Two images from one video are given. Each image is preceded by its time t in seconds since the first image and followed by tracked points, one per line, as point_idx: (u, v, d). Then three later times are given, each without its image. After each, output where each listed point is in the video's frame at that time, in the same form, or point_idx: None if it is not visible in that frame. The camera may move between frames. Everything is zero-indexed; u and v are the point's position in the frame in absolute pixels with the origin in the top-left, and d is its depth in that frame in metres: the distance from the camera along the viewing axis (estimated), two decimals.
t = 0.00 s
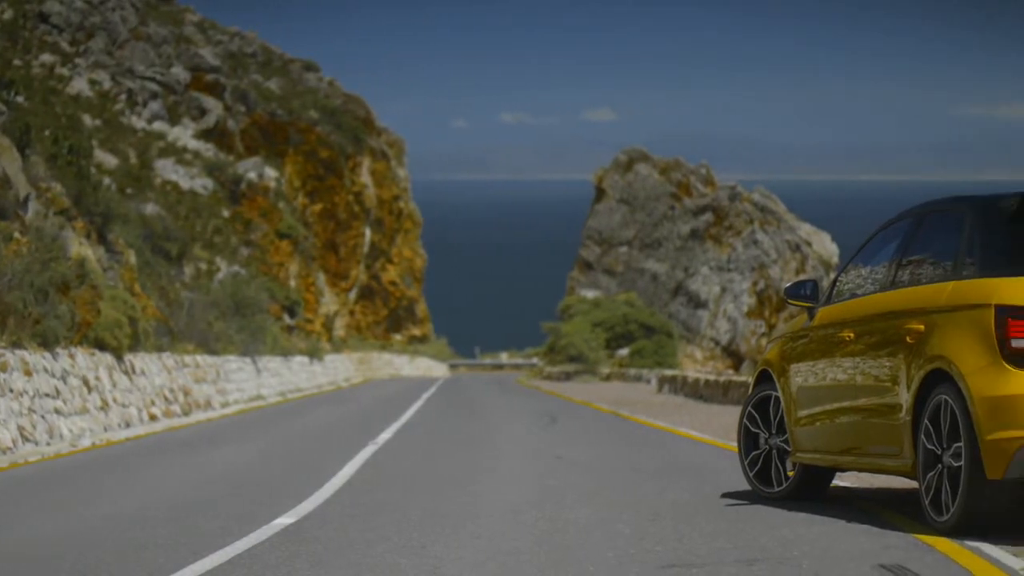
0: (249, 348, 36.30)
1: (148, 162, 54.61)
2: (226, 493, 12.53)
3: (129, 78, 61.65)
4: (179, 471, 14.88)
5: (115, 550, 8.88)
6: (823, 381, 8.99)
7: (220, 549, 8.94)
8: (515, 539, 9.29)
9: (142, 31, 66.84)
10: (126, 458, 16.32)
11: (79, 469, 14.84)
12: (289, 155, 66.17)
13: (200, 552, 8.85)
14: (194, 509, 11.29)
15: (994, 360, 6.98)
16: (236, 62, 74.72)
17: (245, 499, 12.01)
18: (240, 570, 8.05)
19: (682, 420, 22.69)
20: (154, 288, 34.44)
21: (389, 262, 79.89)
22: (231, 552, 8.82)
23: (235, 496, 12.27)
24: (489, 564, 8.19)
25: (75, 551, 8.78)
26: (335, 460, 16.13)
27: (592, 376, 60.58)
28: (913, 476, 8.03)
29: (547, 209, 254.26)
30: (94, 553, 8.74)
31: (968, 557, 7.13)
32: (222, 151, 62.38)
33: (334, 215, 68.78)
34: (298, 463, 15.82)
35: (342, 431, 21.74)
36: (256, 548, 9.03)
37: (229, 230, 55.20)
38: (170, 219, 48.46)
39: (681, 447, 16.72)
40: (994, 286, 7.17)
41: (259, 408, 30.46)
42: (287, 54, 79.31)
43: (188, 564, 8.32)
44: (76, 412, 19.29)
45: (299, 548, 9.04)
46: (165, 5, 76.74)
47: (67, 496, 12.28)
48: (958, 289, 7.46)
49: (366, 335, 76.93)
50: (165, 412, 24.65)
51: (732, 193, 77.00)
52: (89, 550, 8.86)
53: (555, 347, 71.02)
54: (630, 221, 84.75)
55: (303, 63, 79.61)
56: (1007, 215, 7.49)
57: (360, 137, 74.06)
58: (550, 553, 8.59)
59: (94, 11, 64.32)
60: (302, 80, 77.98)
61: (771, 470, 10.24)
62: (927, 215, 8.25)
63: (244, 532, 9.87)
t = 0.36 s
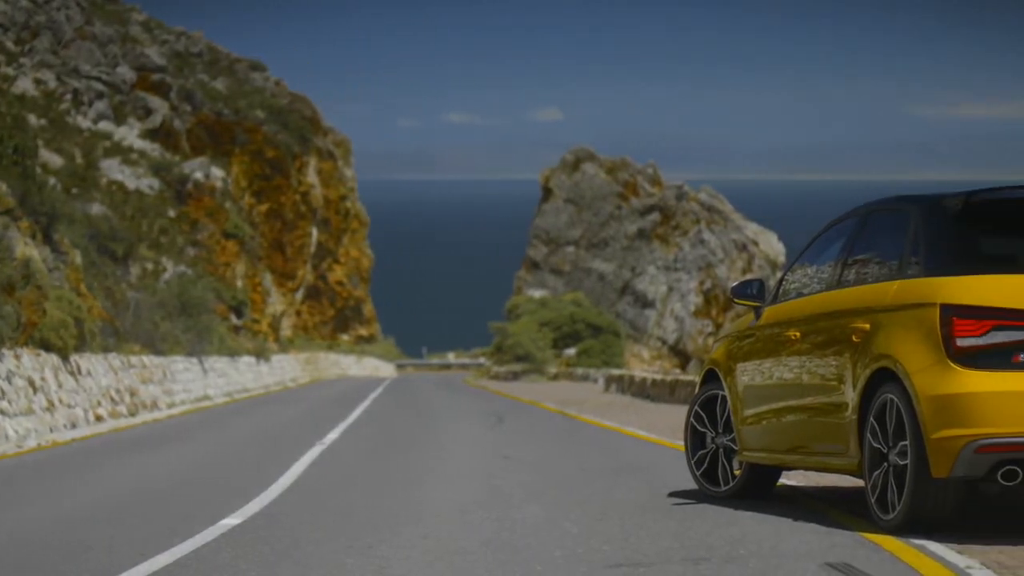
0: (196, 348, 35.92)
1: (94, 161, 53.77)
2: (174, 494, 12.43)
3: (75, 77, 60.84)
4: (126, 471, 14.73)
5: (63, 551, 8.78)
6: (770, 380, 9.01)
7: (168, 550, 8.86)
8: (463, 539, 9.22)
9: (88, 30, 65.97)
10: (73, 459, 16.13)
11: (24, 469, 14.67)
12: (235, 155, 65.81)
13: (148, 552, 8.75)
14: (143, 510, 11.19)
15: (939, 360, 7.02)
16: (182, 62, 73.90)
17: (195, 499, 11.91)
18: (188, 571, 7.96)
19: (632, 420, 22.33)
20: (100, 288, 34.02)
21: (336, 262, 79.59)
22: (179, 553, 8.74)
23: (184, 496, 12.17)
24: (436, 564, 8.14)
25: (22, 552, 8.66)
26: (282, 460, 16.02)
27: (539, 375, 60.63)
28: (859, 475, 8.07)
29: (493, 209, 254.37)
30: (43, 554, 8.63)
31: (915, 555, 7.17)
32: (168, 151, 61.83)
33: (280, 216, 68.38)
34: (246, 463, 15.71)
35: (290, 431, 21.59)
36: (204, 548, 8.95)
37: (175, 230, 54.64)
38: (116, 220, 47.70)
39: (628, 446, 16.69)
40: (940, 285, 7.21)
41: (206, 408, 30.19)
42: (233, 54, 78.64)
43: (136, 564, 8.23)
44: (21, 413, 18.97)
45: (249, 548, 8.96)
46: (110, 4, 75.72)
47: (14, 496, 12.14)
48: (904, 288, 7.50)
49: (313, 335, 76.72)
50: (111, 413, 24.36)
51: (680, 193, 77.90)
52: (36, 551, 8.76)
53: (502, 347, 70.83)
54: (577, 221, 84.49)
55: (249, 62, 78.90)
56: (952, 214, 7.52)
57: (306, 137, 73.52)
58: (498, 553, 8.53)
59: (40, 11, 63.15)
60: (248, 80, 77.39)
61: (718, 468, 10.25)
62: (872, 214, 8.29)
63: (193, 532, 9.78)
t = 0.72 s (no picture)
0: (143, 349, 35.54)
1: (39, 162, 53.08)
2: (121, 494, 12.32)
3: (19, 76, 60.66)
4: (72, 471, 14.58)
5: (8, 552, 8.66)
6: (715, 379, 9.04)
7: (114, 551, 8.75)
8: (410, 539, 9.17)
9: (32, 30, 65.27)
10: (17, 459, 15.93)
11: None
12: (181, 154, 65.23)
13: (94, 553, 8.64)
14: (91, 510, 11.09)
15: (885, 359, 7.06)
16: (128, 61, 73.11)
17: (142, 500, 11.81)
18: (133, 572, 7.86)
19: (579, 419, 22.40)
20: (44, 288, 33.57)
21: (283, 263, 79.23)
22: (124, 553, 8.65)
23: (131, 497, 12.07)
24: (384, 565, 8.08)
25: None
26: (229, 460, 15.90)
27: (486, 375, 60.74)
28: (805, 474, 8.10)
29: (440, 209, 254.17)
30: None
31: (861, 553, 7.20)
32: (113, 151, 61.24)
33: (227, 215, 67.89)
34: (193, 463, 15.60)
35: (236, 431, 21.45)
36: (150, 549, 8.84)
37: (121, 231, 54.10)
38: (62, 220, 47.10)
39: (574, 446, 16.66)
40: (885, 285, 7.24)
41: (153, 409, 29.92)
42: (179, 54, 77.96)
43: (83, 565, 8.12)
44: None
45: (197, 548, 8.86)
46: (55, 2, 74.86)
47: None
48: (849, 287, 7.53)
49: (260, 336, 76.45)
50: (56, 413, 24.03)
51: (625, 193, 78.52)
52: None
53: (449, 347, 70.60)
54: (524, 220, 84.47)
55: (196, 61, 78.27)
56: (896, 213, 7.55)
57: (252, 137, 72.93)
58: (446, 553, 8.48)
59: None
60: (194, 79, 76.77)
61: (665, 468, 10.25)
62: (817, 214, 8.33)
63: (142, 532, 9.69)
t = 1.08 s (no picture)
0: (88, 349, 35.08)
1: None
2: (65, 494, 12.17)
3: None
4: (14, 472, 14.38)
5: None
6: (660, 379, 9.04)
7: (56, 551, 8.61)
8: (356, 539, 9.08)
9: None
10: None
11: None
12: (126, 154, 64.49)
13: (37, 554, 8.50)
14: (35, 510, 10.94)
15: (829, 357, 7.08)
16: (71, 60, 72.15)
17: (86, 500, 11.67)
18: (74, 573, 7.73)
19: (525, 419, 22.36)
20: None
21: (228, 262, 78.88)
22: (68, 553, 8.51)
23: (75, 497, 11.93)
24: (331, 564, 7.99)
25: None
26: (173, 460, 15.73)
27: (432, 374, 60.63)
28: (750, 472, 8.11)
29: (384, 209, 253.49)
30: None
31: (806, 552, 7.22)
32: (57, 151, 60.50)
33: (172, 215, 67.43)
34: (138, 463, 15.43)
35: (181, 431, 21.26)
36: (94, 550, 8.71)
37: (65, 230, 53.42)
38: (5, 220, 46.33)
39: (519, 446, 16.60)
40: (830, 283, 7.26)
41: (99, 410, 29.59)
42: (123, 53, 77.12)
43: (26, 567, 7.98)
44: None
45: (141, 549, 8.74)
46: None
47: None
48: (794, 286, 7.55)
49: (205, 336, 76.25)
50: None
51: (571, 192, 78.67)
52: None
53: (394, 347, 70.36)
54: (469, 221, 84.14)
55: (140, 61, 77.56)
56: (840, 212, 7.57)
57: (197, 136, 72.27)
58: (394, 553, 8.40)
59: None
60: (139, 78, 76.02)
61: (611, 467, 10.23)
62: (761, 213, 8.35)
63: (87, 532, 9.57)
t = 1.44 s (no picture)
0: (31, 350, 34.60)
1: None
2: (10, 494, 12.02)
3: None
4: None
5: None
6: (607, 378, 9.02)
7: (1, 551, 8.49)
8: (303, 540, 9.00)
9: None
10: None
11: None
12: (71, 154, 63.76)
13: None
14: None
15: (775, 357, 7.11)
16: (15, 59, 71.09)
17: (32, 500, 11.53)
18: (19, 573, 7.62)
19: (472, 419, 22.29)
20: None
21: (173, 262, 78.40)
22: (13, 554, 8.40)
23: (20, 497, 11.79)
24: (275, 565, 7.92)
25: None
26: (118, 461, 15.57)
27: (379, 374, 60.45)
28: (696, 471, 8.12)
29: (330, 209, 252.40)
30: None
31: (751, 551, 7.24)
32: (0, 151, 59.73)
33: (117, 215, 67.00)
34: (84, 463, 15.28)
35: (127, 431, 21.07)
36: (39, 550, 8.59)
37: (10, 231, 52.73)
38: None
39: (466, 446, 16.53)
40: (776, 282, 7.28)
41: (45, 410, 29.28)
42: (68, 51, 75.61)
43: None
44: None
45: (85, 549, 8.62)
46: None
47: None
48: (740, 286, 7.56)
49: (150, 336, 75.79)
50: None
51: (517, 192, 78.63)
52: None
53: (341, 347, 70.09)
54: (416, 220, 83.93)
55: (85, 60, 76.09)
56: (784, 212, 7.59)
57: (143, 136, 71.53)
58: (339, 553, 8.32)
59: None
60: (84, 78, 74.76)
61: (557, 466, 10.21)
62: (706, 214, 8.36)
63: (31, 533, 9.44)
